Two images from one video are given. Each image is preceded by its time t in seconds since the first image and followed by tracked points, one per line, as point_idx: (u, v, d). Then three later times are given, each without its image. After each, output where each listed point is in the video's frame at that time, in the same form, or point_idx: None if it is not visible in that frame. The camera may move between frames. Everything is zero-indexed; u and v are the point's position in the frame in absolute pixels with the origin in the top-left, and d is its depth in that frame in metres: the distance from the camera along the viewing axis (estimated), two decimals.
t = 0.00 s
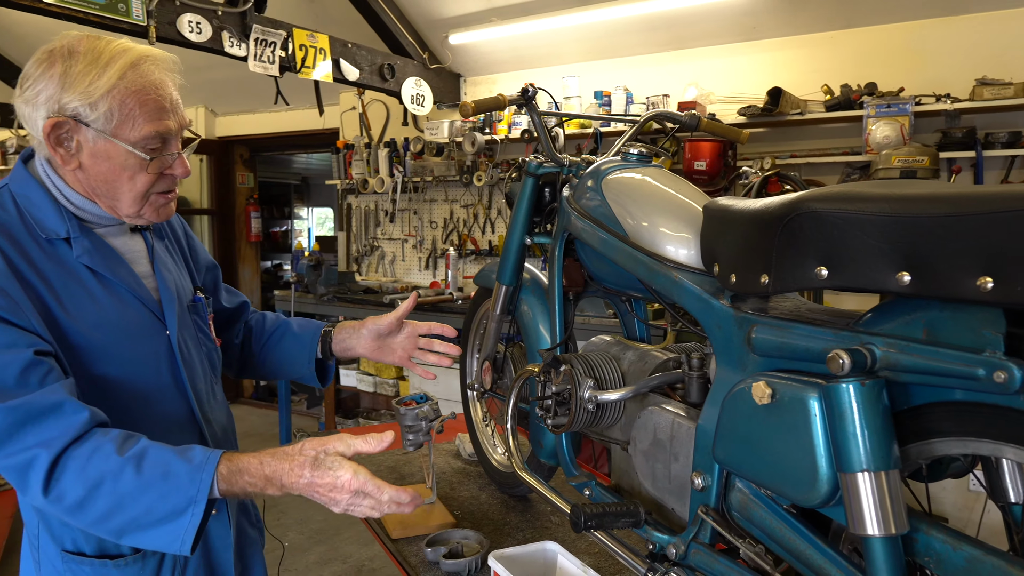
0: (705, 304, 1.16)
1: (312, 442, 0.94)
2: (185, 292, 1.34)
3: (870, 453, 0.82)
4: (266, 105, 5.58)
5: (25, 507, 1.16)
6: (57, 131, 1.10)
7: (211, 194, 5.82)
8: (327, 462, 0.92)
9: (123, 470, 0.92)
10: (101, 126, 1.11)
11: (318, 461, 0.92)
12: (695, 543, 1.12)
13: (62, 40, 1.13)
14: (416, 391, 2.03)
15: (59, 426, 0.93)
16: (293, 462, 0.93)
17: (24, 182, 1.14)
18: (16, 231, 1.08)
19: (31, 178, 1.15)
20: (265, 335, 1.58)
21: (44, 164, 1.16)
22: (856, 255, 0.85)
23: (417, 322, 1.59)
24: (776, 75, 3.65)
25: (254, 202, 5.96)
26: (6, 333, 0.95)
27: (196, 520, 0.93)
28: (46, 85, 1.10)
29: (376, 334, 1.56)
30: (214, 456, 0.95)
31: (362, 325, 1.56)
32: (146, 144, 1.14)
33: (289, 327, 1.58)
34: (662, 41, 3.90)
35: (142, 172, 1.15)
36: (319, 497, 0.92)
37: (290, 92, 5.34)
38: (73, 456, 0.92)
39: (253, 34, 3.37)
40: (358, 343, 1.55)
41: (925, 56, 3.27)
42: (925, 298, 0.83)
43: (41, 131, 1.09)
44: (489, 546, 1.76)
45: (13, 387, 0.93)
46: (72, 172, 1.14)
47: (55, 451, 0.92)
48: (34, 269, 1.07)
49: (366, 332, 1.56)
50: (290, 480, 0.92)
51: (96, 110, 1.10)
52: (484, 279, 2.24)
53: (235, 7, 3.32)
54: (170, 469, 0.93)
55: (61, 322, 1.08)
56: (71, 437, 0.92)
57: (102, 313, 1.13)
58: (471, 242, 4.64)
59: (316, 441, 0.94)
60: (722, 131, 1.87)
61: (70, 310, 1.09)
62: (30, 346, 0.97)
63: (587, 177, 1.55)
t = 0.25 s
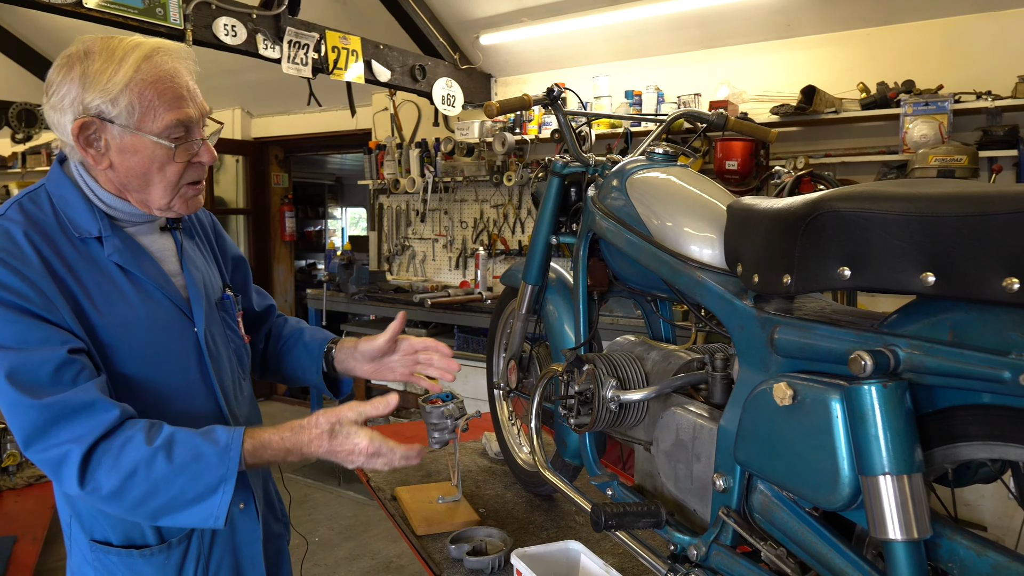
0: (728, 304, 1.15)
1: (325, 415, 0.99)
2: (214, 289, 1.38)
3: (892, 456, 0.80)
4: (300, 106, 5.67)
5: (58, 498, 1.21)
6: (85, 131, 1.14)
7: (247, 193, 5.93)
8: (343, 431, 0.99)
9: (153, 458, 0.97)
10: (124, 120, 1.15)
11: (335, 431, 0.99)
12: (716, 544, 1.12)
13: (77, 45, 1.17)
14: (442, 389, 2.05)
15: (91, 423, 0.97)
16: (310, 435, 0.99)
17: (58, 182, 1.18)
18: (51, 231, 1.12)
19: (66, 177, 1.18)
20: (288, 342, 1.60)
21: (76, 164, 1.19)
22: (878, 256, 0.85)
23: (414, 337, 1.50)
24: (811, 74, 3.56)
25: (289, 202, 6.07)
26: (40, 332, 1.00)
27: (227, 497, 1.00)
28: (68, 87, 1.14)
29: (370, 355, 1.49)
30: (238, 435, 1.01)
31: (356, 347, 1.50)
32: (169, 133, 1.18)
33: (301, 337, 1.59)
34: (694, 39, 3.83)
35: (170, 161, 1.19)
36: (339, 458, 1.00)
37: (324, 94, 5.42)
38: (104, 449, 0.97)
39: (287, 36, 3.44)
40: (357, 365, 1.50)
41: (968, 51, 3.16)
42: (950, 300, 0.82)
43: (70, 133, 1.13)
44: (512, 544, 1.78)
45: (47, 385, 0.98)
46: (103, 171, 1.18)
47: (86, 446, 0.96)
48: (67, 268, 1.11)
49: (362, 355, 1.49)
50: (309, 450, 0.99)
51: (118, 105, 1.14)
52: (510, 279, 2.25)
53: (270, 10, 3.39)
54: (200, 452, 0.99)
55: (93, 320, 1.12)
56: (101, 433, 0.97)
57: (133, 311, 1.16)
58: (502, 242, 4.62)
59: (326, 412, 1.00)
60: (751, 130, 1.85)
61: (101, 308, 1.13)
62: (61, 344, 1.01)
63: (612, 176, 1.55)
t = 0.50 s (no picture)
0: (748, 304, 1.14)
1: (311, 383, 1.16)
2: (234, 288, 1.42)
3: (910, 458, 0.80)
4: (326, 107, 5.73)
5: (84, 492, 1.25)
6: (114, 139, 1.17)
7: (274, 193, 6.01)
8: (329, 394, 1.17)
9: (164, 450, 1.06)
10: (153, 132, 1.18)
11: (321, 397, 1.16)
12: (733, 545, 1.11)
13: (114, 52, 1.21)
14: (462, 388, 2.06)
15: (101, 428, 1.04)
16: (299, 401, 1.16)
17: (83, 183, 1.21)
18: (74, 231, 1.15)
19: (91, 179, 1.22)
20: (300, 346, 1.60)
21: (103, 167, 1.23)
22: (899, 254, 0.84)
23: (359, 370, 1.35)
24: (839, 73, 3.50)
25: (315, 202, 6.15)
26: (58, 334, 1.04)
27: (233, 470, 1.12)
28: (103, 96, 1.18)
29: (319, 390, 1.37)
30: (237, 416, 1.12)
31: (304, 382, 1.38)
32: (195, 149, 1.20)
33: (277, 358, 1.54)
34: (720, 37, 3.78)
35: (193, 175, 1.21)
36: (325, 415, 1.19)
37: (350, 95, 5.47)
38: (114, 447, 1.05)
39: (312, 37, 3.48)
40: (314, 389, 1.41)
41: (1004, 47, 3.07)
42: (972, 299, 0.81)
43: (99, 140, 1.17)
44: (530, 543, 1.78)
45: (63, 388, 1.03)
46: (129, 176, 1.21)
47: (95, 449, 1.04)
48: (89, 268, 1.14)
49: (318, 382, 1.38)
50: (300, 413, 1.17)
51: (148, 118, 1.17)
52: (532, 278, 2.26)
53: (296, 12, 3.43)
54: (205, 435, 1.09)
55: (115, 319, 1.15)
56: (112, 435, 1.04)
57: (153, 309, 1.19)
58: (525, 242, 4.62)
59: (311, 380, 1.17)
60: (773, 128, 1.83)
61: (123, 307, 1.16)
62: (79, 348, 1.05)
63: (633, 175, 1.54)
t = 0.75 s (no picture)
0: (752, 302, 1.14)
1: (306, 386, 1.18)
2: (236, 286, 1.41)
3: (911, 455, 0.80)
4: (337, 106, 5.75)
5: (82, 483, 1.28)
6: (105, 143, 1.18)
7: (285, 192, 6.05)
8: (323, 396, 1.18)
9: (159, 450, 1.08)
10: (142, 135, 1.18)
11: (314, 399, 1.17)
12: (736, 543, 1.11)
13: (104, 55, 1.21)
14: (469, 386, 2.06)
15: (95, 425, 1.05)
16: (293, 403, 1.18)
17: (83, 184, 1.23)
18: (71, 231, 1.17)
19: (90, 179, 1.24)
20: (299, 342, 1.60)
21: (101, 168, 1.24)
22: (901, 250, 0.84)
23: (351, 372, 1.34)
24: (851, 71, 3.46)
25: (326, 201, 6.18)
26: (51, 333, 1.06)
27: (228, 474, 1.14)
28: (94, 99, 1.19)
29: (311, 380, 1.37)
30: (234, 418, 1.14)
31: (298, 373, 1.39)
32: (185, 152, 1.21)
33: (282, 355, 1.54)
34: (731, 36, 3.76)
35: (183, 179, 1.22)
36: (319, 424, 1.19)
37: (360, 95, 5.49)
38: (108, 446, 1.06)
39: (322, 37, 3.50)
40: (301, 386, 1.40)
41: (1019, 44, 3.03)
42: (975, 295, 0.81)
43: (91, 144, 1.18)
44: (536, 540, 1.79)
45: (57, 385, 1.05)
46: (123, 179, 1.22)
47: (88, 447, 1.05)
48: (84, 268, 1.16)
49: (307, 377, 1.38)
50: (294, 416, 1.18)
51: (137, 121, 1.18)
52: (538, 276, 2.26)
53: (306, 13, 3.45)
54: (202, 437, 1.11)
55: (109, 319, 1.16)
56: (106, 432, 1.06)
57: (147, 309, 1.20)
58: (535, 241, 4.61)
59: (307, 383, 1.19)
60: (780, 126, 1.82)
61: (117, 308, 1.17)
62: (72, 347, 1.07)
63: (638, 173, 1.54)
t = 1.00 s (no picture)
0: (750, 301, 1.14)
1: (316, 390, 1.17)
2: (236, 284, 1.41)
3: (908, 454, 0.80)
4: (340, 106, 5.76)
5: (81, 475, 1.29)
6: (108, 138, 1.18)
7: (289, 192, 6.06)
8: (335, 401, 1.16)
9: (163, 448, 1.08)
10: (145, 130, 1.18)
11: (325, 403, 1.15)
12: (734, 542, 1.11)
13: (108, 50, 1.21)
14: (470, 385, 2.06)
15: (99, 421, 1.06)
16: (304, 408, 1.15)
17: (84, 179, 1.23)
18: (73, 229, 1.17)
19: (91, 176, 1.24)
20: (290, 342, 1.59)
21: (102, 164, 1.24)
22: (898, 250, 0.84)
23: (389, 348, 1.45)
24: (854, 70, 3.46)
25: (329, 201, 6.19)
26: (54, 329, 1.07)
27: (230, 476, 1.13)
28: (97, 94, 1.18)
29: (346, 354, 1.48)
30: (240, 421, 1.13)
31: (333, 346, 1.49)
32: (189, 145, 1.21)
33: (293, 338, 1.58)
34: (733, 36, 3.76)
35: (188, 172, 1.22)
36: (329, 433, 1.15)
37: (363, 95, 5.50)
38: (113, 442, 1.07)
39: (325, 37, 3.51)
40: (326, 364, 1.48)
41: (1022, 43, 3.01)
42: (972, 295, 0.81)
43: (94, 139, 1.18)
44: (536, 539, 1.79)
45: (60, 380, 1.06)
46: (126, 175, 1.22)
47: (92, 442, 1.06)
48: (85, 265, 1.16)
49: (336, 352, 1.48)
50: (304, 422, 1.15)
51: (140, 116, 1.17)
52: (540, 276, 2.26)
53: (309, 13, 3.46)
54: (206, 438, 1.11)
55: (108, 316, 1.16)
56: (109, 429, 1.06)
57: (147, 307, 1.20)
58: (537, 241, 4.61)
59: (318, 390, 1.18)
60: (781, 126, 1.82)
61: (116, 306, 1.17)
62: (74, 343, 1.07)
63: (638, 174, 1.54)
